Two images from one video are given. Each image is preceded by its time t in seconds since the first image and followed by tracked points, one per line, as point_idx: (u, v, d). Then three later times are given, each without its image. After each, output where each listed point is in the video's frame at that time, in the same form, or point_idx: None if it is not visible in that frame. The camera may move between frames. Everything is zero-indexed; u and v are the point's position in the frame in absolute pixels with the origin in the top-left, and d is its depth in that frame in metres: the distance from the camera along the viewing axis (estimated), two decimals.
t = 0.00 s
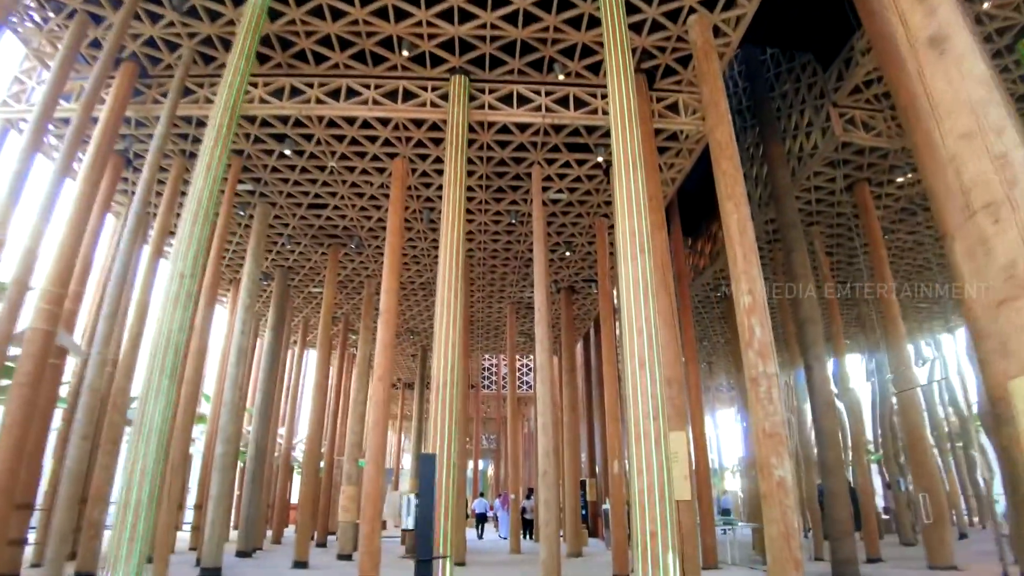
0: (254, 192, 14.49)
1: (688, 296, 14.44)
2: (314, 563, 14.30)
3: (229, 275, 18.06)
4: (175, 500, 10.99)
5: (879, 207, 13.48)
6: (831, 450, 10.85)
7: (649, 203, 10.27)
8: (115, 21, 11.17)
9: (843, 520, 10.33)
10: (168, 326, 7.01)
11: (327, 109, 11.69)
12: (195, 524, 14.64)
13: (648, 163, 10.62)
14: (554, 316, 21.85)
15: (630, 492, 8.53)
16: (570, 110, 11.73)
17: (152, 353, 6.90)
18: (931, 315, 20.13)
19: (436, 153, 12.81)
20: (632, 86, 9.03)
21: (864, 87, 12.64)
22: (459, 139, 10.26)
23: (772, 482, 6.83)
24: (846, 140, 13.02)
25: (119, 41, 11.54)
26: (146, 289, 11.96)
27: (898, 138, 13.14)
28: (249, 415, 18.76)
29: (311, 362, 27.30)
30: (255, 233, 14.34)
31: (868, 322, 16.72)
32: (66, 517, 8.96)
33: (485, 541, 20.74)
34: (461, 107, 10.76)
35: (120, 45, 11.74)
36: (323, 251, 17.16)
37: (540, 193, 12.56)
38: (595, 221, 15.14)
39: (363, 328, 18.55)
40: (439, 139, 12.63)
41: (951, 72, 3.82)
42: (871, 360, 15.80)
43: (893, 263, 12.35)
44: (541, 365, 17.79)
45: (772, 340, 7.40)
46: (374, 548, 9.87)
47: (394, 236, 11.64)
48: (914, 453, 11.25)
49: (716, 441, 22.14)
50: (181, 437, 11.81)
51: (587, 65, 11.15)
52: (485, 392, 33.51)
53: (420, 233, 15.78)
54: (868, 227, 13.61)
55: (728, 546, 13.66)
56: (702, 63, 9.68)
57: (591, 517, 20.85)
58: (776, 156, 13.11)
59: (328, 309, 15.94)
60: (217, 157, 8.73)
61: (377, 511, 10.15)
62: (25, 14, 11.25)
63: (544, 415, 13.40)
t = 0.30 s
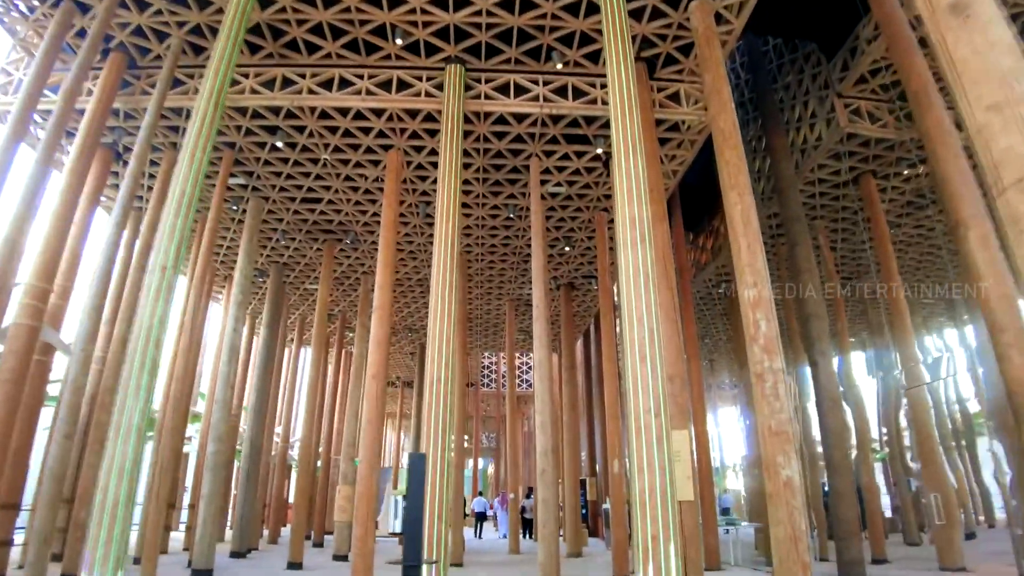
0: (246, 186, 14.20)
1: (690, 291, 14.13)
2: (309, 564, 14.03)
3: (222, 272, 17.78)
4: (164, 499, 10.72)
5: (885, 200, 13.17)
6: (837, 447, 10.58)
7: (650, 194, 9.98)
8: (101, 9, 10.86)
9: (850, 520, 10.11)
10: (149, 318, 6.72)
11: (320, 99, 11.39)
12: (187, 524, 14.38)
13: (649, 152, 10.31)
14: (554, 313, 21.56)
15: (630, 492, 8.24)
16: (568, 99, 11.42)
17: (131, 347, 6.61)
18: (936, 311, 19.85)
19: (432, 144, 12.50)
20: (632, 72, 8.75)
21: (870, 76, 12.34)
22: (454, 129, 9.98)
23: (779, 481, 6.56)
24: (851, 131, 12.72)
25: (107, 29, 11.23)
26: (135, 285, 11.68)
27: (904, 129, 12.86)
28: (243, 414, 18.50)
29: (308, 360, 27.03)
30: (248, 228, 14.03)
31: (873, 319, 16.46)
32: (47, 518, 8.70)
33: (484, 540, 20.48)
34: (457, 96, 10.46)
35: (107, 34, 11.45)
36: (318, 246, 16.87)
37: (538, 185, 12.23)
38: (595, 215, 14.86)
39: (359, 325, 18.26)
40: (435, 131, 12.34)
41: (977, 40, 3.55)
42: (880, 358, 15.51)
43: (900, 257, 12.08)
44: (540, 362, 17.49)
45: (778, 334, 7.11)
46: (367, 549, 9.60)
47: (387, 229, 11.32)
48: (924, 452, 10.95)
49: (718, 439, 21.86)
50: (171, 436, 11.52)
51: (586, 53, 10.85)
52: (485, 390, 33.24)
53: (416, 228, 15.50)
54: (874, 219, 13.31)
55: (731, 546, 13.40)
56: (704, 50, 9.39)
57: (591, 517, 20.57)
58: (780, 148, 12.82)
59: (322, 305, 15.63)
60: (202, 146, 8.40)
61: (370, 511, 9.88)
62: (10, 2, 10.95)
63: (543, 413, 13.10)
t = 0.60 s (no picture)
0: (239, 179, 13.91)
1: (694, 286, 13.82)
2: (304, 564, 13.73)
3: (217, 267, 17.51)
4: (152, 498, 10.42)
5: (892, 191, 12.87)
6: (846, 445, 10.28)
7: (653, 183, 9.68)
8: None
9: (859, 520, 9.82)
10: (131, 307, 6.43)
11: (314, 87, 11.11)
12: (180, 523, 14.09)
13: (652, 140, 10.01)
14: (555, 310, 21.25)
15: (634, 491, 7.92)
16: (569, 87, 11.13)
17: (112, 337, 6.32)
18: (943, 308, 19.50)
19: (429, 135, 12.22)
20: (634, 56, 8.46)
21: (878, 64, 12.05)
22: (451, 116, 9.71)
23: (790, 478, 6.25)
24: (858, 121, 12.40)
25: (96, 16, 10.97)
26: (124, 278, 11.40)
27: (912, 119, 12.57)
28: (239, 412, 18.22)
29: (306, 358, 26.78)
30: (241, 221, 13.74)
31: (880, 315, 16.13)
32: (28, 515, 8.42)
33: (483, 540, 20.17)
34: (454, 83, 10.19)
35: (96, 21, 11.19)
36: (314, 241, 16.58)
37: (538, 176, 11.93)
38: (596, 208, 14.56)
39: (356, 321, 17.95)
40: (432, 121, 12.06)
41: None
42: (887, 355, 15.20)
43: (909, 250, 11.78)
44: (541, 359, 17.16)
45: (788, 325, 6.81)
46: (362, 549, 9.31)
47: (383, 221, 11.04)
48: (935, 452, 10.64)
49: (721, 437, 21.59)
50: (160, 433, 11.21)
51: (587, 38, 10.56)
52: (485, 389, 32.92)
53: (414, 221, 15.20)
54: (882, 212, 13.01)
55: (735, 546, 13.09)
56: (709, 34, 9.10)
57: (593, 517, 20.26)
58: (785, 139, 12.54)
59: (318, 301, 15.32)
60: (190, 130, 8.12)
61: (365, 511, 9.58)
62: None
63: (543, 411, 12.77)
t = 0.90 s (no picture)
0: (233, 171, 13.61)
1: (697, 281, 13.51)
2: (298, 564, 13.45)
3: (212, 261, 17.21)
4: (139, 498, 10.14)
5: (901, 184, 12.55)
6: (854, 444, 9.99)
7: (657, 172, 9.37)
8: None
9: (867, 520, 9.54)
10: (109, 298, 6.14)
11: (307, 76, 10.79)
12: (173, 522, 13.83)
13: (656, 129, 9.69)
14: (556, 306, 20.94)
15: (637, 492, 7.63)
16: (569, 76, 10.82)
17: (89, 330, 6.03)
18: (950, 304, 19.20)
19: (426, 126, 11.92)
20: (638, 40, 8.16)
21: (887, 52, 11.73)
22: (447, 105, 9.42)
23: (801, 479, 5.95)
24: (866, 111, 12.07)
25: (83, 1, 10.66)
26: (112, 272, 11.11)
27: (922, 110, 12.25)
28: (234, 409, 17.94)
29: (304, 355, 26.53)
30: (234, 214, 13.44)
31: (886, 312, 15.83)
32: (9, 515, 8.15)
33: (482, 539, 19.91)
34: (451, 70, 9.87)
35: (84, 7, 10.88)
36: (310, 235, 16.27)
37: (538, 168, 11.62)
38: (597, 201, 14.25)
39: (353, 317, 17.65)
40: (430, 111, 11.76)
41: None
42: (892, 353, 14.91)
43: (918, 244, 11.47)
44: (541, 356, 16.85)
45: (798, 319, 6.51)
46: (355, 550, 9.03)
47: (379, 213, 10.74)
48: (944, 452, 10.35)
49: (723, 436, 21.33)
50: (149, 430, 10.94)
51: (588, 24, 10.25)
52: (485, 386, 32.63)
53: (411, 215, 14.90)
54: (890, 205, 12.70)
55: (739, 547, 12.81)
56: (716, 19, 8.79)
57: (593, 516, 19.99)
58: (791, 131, 12.23)
59: (314, 296, 15.01)
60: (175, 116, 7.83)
61: (358, 511, 9.30)
62: None
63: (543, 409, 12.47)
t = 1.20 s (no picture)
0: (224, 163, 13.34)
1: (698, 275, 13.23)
2: (290, 564, 13.18)
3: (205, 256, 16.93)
4: (125, 498, 9.86)
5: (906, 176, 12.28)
6: (860, 441, 9.73)
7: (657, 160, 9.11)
8: None
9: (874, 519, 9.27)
10: (83, 287, 5.88)
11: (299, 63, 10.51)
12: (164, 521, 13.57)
13: (656, 116, 9.43)
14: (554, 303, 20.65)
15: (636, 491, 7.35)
16: (567, 63, 10.56)
17: (62, 320, 5.77)
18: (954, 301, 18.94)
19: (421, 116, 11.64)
20: (637, 23, 7.89)
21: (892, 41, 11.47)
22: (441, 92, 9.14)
23: (809, 477, 5.68)
24: (871, 101, 11.81)
25: None
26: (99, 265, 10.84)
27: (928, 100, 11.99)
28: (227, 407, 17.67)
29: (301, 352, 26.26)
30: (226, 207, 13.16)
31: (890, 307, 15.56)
32: None
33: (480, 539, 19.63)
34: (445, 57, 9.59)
35: None
36: (304, 229, 15.99)
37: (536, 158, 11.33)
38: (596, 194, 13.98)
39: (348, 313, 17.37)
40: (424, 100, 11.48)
41: None
42: (896, 350, 14.63)
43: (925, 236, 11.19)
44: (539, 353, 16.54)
45: (805, 309, 6.24)
46: (346, 550, 8.76)
47: (372, 204, 10.45)
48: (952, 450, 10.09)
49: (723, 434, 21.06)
50: (137, 427, 10.67)
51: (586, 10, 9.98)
52: (483, 385, 32.39)
53: (406, 208, 14.63)
54: (895, 197, 12.44)
55: (740, 547, 12.54)
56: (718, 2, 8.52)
57: (592, 515, 19.72)
58: (794, 122, 11.98)
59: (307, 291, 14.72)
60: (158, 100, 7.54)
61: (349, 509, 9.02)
62: None
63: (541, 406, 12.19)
